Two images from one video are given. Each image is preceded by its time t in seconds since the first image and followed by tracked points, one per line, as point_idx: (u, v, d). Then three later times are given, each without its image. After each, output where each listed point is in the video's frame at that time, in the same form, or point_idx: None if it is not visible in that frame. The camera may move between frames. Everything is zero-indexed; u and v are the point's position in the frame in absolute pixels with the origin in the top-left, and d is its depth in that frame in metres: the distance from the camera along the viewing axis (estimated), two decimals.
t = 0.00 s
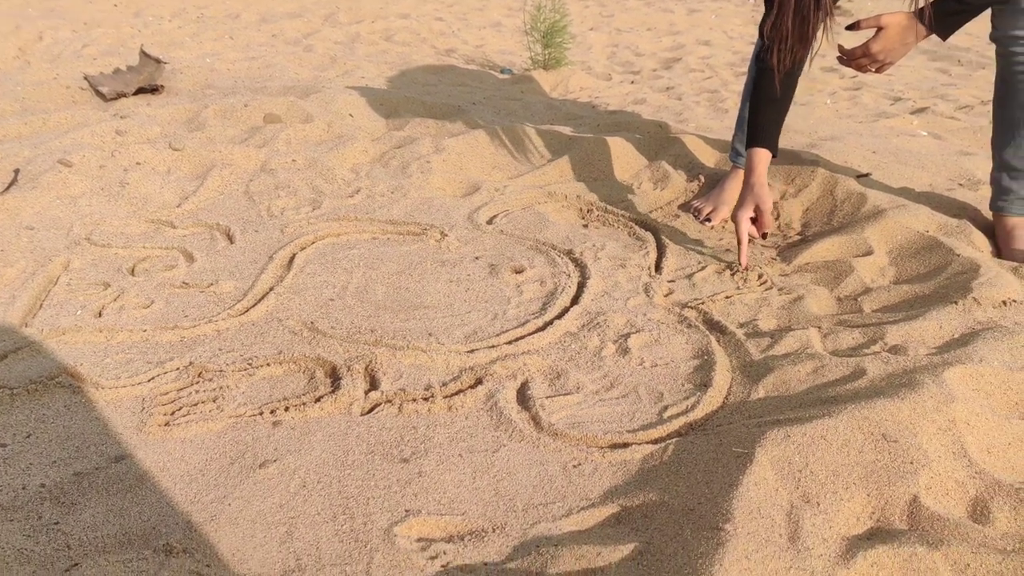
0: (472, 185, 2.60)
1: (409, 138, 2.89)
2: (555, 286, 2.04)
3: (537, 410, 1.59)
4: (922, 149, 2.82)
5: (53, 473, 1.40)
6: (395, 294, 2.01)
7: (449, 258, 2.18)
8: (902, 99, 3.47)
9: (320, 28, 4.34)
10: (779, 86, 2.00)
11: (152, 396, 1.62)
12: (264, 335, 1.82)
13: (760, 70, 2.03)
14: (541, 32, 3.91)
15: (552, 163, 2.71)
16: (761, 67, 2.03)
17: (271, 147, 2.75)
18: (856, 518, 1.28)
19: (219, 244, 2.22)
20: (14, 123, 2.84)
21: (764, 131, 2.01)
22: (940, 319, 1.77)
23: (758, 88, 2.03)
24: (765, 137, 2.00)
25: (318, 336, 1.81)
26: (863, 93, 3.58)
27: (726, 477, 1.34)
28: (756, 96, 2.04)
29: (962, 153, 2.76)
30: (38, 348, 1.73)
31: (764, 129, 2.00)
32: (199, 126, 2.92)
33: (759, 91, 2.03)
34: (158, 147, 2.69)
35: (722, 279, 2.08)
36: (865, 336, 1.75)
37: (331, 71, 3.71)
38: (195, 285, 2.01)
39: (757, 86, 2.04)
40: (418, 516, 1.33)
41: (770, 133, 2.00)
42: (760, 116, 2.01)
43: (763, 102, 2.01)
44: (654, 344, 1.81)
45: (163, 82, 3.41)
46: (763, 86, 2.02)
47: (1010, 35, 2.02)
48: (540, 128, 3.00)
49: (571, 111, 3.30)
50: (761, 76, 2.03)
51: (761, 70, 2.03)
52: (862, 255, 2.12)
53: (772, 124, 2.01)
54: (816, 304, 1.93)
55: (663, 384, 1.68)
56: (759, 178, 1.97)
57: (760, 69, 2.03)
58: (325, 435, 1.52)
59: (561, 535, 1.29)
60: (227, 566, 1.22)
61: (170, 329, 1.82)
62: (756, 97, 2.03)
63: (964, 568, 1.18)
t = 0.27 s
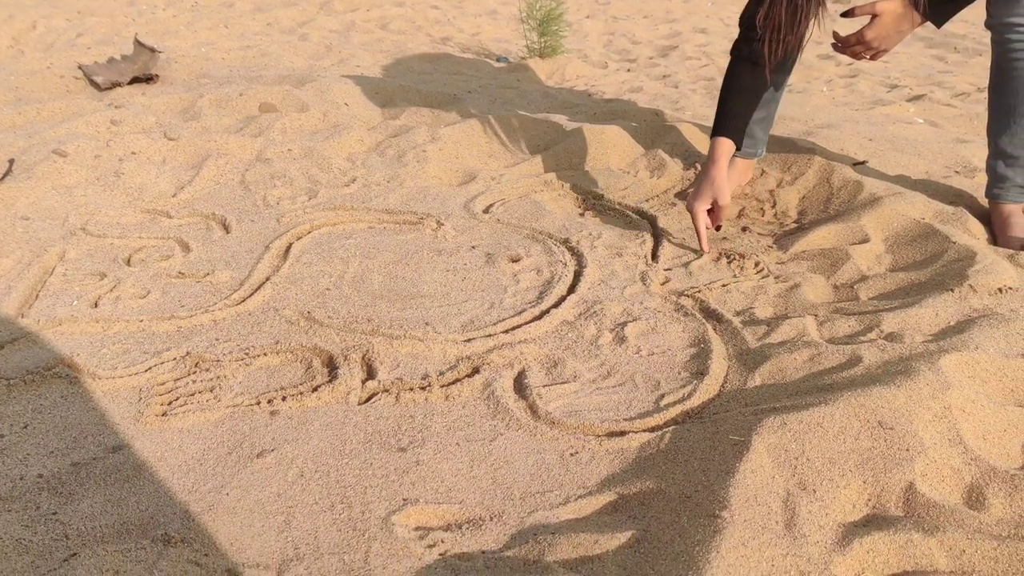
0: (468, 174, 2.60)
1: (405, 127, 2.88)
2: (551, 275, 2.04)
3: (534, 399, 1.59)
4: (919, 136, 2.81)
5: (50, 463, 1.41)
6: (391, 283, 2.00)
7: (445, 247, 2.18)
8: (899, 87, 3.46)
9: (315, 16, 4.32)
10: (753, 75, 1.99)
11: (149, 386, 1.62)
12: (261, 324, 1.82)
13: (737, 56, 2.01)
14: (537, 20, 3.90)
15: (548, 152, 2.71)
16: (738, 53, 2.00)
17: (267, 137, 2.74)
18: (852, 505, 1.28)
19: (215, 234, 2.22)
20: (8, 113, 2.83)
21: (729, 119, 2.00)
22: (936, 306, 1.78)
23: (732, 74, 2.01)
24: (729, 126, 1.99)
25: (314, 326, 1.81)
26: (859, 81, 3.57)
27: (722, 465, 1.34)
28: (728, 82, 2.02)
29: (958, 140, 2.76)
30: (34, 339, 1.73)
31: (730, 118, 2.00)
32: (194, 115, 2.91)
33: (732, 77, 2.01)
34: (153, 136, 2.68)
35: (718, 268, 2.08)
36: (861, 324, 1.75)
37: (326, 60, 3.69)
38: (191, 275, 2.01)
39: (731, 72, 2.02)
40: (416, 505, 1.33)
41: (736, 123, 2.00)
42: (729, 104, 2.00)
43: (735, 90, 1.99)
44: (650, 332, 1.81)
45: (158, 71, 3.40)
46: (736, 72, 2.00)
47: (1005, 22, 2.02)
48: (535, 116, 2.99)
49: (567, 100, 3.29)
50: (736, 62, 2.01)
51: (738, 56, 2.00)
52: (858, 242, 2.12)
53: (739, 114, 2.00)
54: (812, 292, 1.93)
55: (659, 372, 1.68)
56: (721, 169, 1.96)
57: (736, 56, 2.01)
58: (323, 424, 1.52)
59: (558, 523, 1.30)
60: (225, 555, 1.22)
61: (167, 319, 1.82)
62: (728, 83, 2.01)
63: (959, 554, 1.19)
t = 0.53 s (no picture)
0: (467, 172, 2.60)
1: (404, 125, 2.88)
2: (550, 273, 2.04)
3: (534, 397, 1.59)
4: (917, 134, 2.82)
5: (51, 462, 1.41)
6: (391, 282, 2.01)
7: (445, 245, 2.18)
8: (897, 85, 3.47)
9: (313, 14, 4.31)
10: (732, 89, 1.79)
11: (149, 385, 1.62)
12: (261, 323, 1.82)
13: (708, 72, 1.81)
14: (535, 18, 3.90)
15: (547, 150, 2.71)
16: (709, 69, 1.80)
17: (265, 135, 2.74)
18: (851, 503, 1.28)
19: (214, 232, 2.22)
20: (7, 111, 2.82)
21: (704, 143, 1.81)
22: (935, 304, 1.78)
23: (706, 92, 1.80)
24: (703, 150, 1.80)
25: (314, 325, 1.81)
26: (858, 79, 3.58)
27: (722, 463, 1.35)
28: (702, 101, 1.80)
29: (957, 139, 2.76)
30: (34, 338, 1.73)
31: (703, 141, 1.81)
32: (193, 114, 2.90)
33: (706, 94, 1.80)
34: (152, 135, 2.68)
35: (717, 266, 2.08)
36: (860, 323, 1.76)
37: (324, 58, 3.69)
38: (191, 274, 2.01)
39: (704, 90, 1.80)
40: (416, 504, 1.33)
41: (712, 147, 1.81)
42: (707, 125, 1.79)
43: (714, 105, 1.79)
44: (649, 331, 1.81)
45: (156, 70, 3.39)
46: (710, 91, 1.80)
47: (1002, 20, 2.02)
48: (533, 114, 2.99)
49: (566, 98, 3.29)
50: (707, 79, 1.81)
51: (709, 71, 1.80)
52: (856, 241, 2.12)
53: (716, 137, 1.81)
54: (811, 291, 1.94)
55: (659, 370, 1.68)
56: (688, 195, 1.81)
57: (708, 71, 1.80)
58: (323, 422, 1.53)
59: (558, 521, 1.30)
60: (226, 554, 1.22)
61: (166, 318, 1.82)
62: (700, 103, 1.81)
63: (958, 551, 1.19)
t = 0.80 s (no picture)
0: (465, 168, 2.60)
1: (402, 121, 2.88)
2: (548, 270, 2.04)
3: (532, 393, 1.59)
4: (915, 131, 2.82)
5: (48, 457, 1.40)
6: (389, 278, 2.00)
7: (442, 241, 2.18)
8: (895, 82, 3.47)
9: (311, 10, 4.31)
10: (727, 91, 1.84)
11: (146, 380, 1.62)
12: (258, 318, 1.82)
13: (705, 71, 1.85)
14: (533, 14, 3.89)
15: (545, 146, 2.70)
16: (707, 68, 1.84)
17: (263, 131, 2.73)
18: (848, 499, 1.28)
19: (212, 228, 2.22)
20: (4, 107, 2.82)
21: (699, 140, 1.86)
22: (933, 300, 1.78)
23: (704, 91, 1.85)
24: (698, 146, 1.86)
25: (311, 320, 1.81)
26: (856, 76, 3.58)
27: (720, 459, 1.35)
28: (701, 95, 1.85)
29: (955, 135, 2.76)
30: (31, 333, 1.72)
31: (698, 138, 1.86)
32: (190, 109, 2.90)
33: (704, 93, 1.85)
34: (149, 131, 2.68)
35: (715, 262, 2.08)
36: (858, 318, 1.76)
37: (322, 54, 3.68)
38: (188, 269, 2.01)
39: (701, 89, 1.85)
40: (413, 499, 1.33)
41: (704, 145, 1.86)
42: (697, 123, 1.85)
43: (708, 107, 1.84)
44: (647, 327, 1.81)
45: (153, 65, 3.39)
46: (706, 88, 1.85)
47: (998, 17, 2.02)
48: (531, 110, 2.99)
49: (564, 94, 3.28)
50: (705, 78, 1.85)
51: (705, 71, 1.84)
52: (854, 237, 2.13)
53: (710, 132, 1.86)
54: (809, 287, 1.94)
55: (656, 366, 1.68)
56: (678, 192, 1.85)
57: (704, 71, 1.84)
58: (320, 418, 1.52)
59: (556, 516, 1.30)
60: (223, 549, 1.22)
61: (164, 313, 1.82)
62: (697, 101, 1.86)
63: (955, 547, 1.19)
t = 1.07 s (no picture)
0: (462, 164, 2.60)
1: (399, 116, 2.87)
2: (546, 265, 2.04)
3: (529, 389, 1.59)
4: (913, 127, 2.82)
5: (45, 452, 1.40)
6: (386, 273, 2.00)
7: (440, 237, 2.18)
8: (894, 78, 3.47)
9: (309, 5, 4.30)
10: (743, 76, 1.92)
11: (143, 375, 1.61)
12: (256, 314, 1.81)
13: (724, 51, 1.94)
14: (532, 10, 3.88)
15: (543, 142, 2.70)
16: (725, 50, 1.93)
17: (261, 126, 2.73)
18: (846, 494, 1.28)
19: (209, 223, 2.21)
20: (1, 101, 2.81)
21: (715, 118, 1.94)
22: (931, 297, 1.78)
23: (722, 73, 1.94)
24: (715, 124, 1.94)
25: (308, 315, 1.81)
26: (854, 72, 3.57)
27: (717, 455, 1.35)
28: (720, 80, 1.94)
29: (954, 132, 2.76)
30: (28, 328, 1.72)
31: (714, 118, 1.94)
32: (188, 104, 2.90)
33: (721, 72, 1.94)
34: (147, 126, 2.67)
35: (713, 258, 2.08)
36: (856, 315, 1.76)
37: (320, 49, 3.68)
38: (186, 264, 2.00)
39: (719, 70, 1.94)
40: (411, 494, 1.33)
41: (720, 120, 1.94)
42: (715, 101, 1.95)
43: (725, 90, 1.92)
44: (645, 323, 1.81)
45: (151, 60, 3.38)
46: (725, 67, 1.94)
47: (998, 13, 2.01)
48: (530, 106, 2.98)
49: (562, 90, 3.28)
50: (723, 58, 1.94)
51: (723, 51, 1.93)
52: (852, 233, 2.13)
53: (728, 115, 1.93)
54: (807, 283, 1.94)
55: (654, 362, 1.68)
56: (704, 164, 1.93)
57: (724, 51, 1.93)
58: (317, 413, 1.52)
59: (553, 512, 1.30)
60: (220, 544, 1.22)
61: (161, 308, 1.82)
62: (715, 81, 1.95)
63: (952, 543, 1.19)
